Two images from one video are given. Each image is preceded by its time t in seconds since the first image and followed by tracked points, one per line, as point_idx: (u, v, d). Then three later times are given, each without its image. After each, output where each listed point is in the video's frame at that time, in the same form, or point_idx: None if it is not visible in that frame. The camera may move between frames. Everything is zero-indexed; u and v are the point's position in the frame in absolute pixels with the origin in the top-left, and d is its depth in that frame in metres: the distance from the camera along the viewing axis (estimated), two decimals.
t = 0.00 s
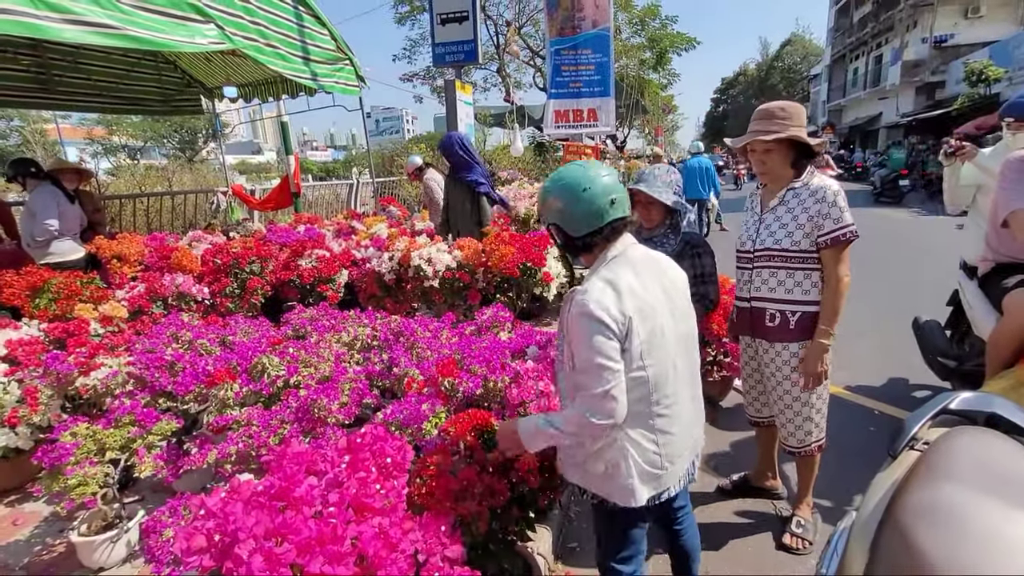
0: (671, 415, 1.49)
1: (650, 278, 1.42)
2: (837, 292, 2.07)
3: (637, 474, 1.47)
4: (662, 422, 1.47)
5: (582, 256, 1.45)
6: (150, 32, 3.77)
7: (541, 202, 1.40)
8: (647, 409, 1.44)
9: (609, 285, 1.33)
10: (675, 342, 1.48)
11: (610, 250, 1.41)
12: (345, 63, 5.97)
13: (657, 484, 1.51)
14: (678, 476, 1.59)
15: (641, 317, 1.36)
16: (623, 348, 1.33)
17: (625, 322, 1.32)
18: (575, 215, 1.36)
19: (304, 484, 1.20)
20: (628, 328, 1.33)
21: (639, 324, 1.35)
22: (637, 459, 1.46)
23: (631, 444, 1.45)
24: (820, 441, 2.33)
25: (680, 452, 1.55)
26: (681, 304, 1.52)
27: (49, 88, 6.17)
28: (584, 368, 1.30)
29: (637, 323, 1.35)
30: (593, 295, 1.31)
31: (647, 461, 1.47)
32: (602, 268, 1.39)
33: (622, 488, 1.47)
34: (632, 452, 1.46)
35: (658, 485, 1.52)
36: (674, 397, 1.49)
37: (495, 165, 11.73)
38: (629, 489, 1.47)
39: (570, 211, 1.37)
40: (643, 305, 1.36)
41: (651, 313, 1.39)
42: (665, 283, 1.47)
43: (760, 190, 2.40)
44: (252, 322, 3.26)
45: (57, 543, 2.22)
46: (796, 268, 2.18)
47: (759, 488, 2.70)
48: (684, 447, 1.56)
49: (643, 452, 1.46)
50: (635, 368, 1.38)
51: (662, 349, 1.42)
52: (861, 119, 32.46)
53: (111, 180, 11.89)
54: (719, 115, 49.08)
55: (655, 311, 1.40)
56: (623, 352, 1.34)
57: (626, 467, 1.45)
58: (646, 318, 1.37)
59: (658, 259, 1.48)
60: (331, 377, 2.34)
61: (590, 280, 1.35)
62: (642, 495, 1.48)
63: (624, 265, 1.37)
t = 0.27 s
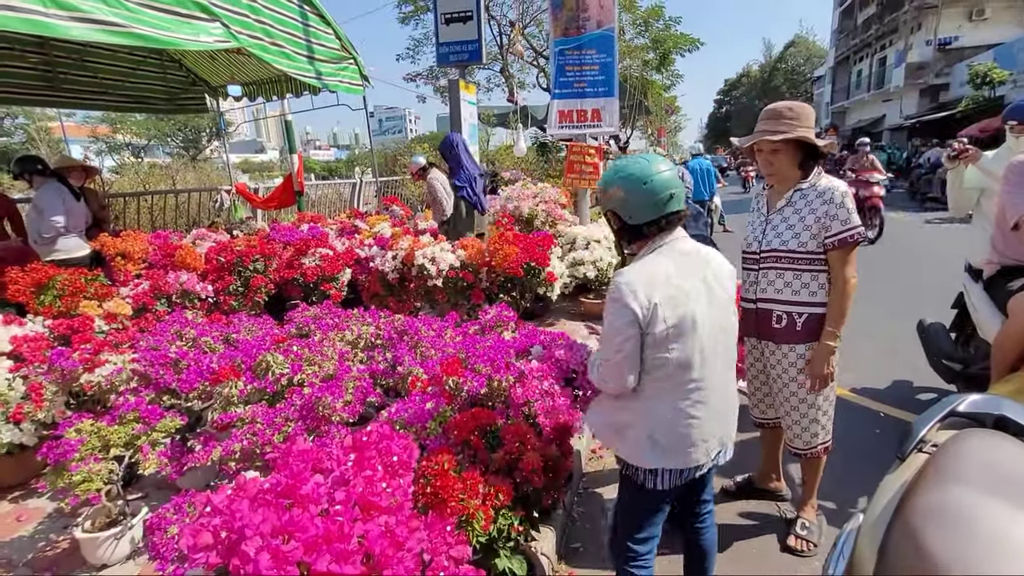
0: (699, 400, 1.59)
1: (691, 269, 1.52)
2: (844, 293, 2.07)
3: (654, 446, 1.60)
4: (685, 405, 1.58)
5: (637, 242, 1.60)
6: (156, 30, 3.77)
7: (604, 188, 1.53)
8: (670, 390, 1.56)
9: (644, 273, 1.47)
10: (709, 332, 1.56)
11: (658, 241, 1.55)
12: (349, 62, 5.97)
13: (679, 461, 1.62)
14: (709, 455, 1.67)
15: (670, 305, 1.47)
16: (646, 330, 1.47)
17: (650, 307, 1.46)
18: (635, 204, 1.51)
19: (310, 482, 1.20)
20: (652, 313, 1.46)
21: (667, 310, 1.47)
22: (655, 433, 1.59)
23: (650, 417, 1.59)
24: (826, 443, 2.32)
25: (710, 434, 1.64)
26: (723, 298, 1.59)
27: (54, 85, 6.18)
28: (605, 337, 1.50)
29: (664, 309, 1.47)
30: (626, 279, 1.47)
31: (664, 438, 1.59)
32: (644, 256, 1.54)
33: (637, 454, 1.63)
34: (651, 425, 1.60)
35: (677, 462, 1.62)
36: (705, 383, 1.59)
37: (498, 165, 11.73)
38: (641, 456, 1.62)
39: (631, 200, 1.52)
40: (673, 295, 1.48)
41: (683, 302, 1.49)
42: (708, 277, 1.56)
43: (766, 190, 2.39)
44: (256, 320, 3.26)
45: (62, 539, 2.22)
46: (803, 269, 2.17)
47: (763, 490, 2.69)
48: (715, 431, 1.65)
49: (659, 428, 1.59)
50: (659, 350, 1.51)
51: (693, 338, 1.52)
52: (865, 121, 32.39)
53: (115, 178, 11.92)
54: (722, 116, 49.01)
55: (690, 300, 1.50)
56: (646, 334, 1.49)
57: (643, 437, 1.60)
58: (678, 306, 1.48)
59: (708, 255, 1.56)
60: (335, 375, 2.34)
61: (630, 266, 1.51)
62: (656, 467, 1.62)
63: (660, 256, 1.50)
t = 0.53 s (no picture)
0: (729, 382, 1.69)
1: (725, 259, 1.64)
2: (849, 295, 2.08)
3: (685, 426, 1.69)
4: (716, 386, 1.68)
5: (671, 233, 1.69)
6: (166, 30, 3.80)
7: (655, 180, 1.62)
8: (702, 372, 1.66)
9: (687, 260, 1.58)
10: (742, 318, 1.67)
11: (693, 230, 1.66)
12: (355, 62, 5.99)
13: (708, 442, 1.70)
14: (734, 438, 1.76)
15: (710, 290, 1.58)
16: (687, 312, 1.57)
17: (693, 291, 1.56)
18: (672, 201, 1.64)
19: (325, 475, 1.22)
20: (695, 297, 1.57)
21: (708, 295, 1.57)
22: (686, 414, 1.68)
23: (683, 397, 1.68)
24: (831, 444, 2.33)
25: (736, 417, 1.73)
26: (753, 287, 1.71)
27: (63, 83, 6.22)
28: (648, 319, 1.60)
29: (705, 294, 1.57)
30: (671, 265, 1.57)
31: (695, 418, 1.68)
32: (684, 244, 1.64)
33: (667, 435, 1.71)
34: (682, 406, 1.68)
35: (705, 443, 1.71)
36: (735, 367, 1.69)
37: (502, 165, 11.75)
38: (672, 433, 1.70)
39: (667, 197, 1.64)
40: (714, 281, 1.58)
41: (721, 287, 1.60)
42: (742, 266, 1.67)
43: (774, 191, 2.40)
44: (263, 317, 3.29)
45: (73, 532, 2.24)
46: (809, 270, 2.18)
47: (767, 490, 2.70)
48: (741, 414, 1.74)
49: (691, 407, 1.68)
50: (697, 332, 1.61)
51: (728, 322, 1.63)
52: (870, 124, 32.33)
53: (121, 176, 11.98)
54: (726, 118, 48.98)
55: (727, 286, 1.61)
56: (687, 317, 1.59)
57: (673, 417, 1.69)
58: (717, 291, 1.59)
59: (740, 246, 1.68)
60: (343, 372, 2.37)
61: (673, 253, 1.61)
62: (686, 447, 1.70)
63: (701, 245, 1.61)
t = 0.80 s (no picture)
0: (739, 373, 1.79)
1: (732, 255, 1.76)
2: (850, 299, 2.12)
3: (704, 415, 1.76)
4: (730, 377, 1.77)
5: (680, 233, 1.78)
6: (181, 33, 3.87)
7: (667, 185, 1.71)
8: (718, 361, 1.75)
9: (699, 254, 1.68)
10: (748, 311, 1.79)
11: (701, 229, 1.77)
12: (364, 65, 6.05)
13: (724, 429, 1.79)
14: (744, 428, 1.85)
15: (722, 284, 1.68)
16: (705, 304, 1.67)
17: (709, 283, 1.66)
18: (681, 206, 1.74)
19: (346, 466, 1.29)
20: (710, 290, 1.67)
21: (720, 287, 1.68)
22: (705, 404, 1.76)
23: (700, 389, 1.76)
24: (831, 446, 2.38)
25: (746, 406, 1.83)
26: (755, 281, 1.84)
27: (76, 84, 6.30)
28: (671, 315, 1.66)
29: (718, 286, 1.68)
30: (686, 261, 1.66)
31: (715, 407, 1.76)
32: (695, 243, 1.74)
33: (688, 424, 1.78)
34: (700, 396, 1.76)
35: (721, 431, 1.79)
36: (744, 358, 1.80)
37: (507, 168, 11.81)
38: (694, 425, 1.76)
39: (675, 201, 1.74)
40: (724, 275, 1.69)
41: (730, 280, 1.71)
42: (745, 262, 1.80)
43: (778, 197, 2.46)
44: (273, 316, 3.34)
45: (90, 523, 2.30)
46: (811, 275, 2.23)
47: (769, 491, 2.75)
48: (749, 403, 1.84)
49: (710, 398, 1.76)
50: (712, 324, 1.71)
51: (736, 315, 1.74)
52: (874, 130, 32.35)
53: (129, 175, 12.08)
54: (730, 122, 49.00)
55: (735, 279, 1.73)
56: (703, 309, 1.68)
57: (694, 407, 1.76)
58: (726, 283, 1.70)
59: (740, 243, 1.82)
60: (354, 370, 2.42)
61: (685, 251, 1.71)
62: (707, 435, 1.77)
63: (710, 242, 1.72)
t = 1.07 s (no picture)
0: (729, 373, 1.86)
1: (719, 259, 1.82)
2: (847, 305, 2.16)
3: (694, 413, 1.84)
4: (720, 377, 1.84)
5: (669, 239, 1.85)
6: (192, 35, 3.93)
7: (656, 195, 1.80)
8: (707, 361, 1.82)
9: (685, 260, 1.75)
10: (737, 313, 1.85)
11: (690, 235, 1.83)
12: (370, 68, 6.11)
13: (716, 426, 1.86)
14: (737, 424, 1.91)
15: (709, 288, 1.75)
16: (692, 307, 1.73)
17: (695, 289, 1.73)
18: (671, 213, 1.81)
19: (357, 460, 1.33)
20: (697, 294, 1.73)
21: (707, 291, 1.74)
22: (694, 401, 1.83)
23: (690, 388, 1.83)
24: (829, 449, 2.41)
25: (738, 404, 1.89)
26: (744, 284, 1.89)
27: (85, 84, 6.36)
28: (659, 319, 1.73)
29: (704, 290, 1.75)
30: (673, 267, 1.73)
31: (704, 406, 1.83)
32: (683, 249, 1.80)
33: (678, 422, 1.85)
34: (690, 394, 1.84)
35: (713, 427, 1.86)
36: (734, 359, 1.86)
37: (511, 171, 11.87)
38: (685, 424, 1.84)
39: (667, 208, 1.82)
40: (710, 280, 1.76)
41: (717, 284, 1.77)
42: (734, 265, 1.86)
43: (777, 204, 2.50)
44: (279, 315, 3.38)
45: (99, 517, 2.33)
46: (810, 281, 2.27)
47: (768, 493, 2.78)
48: (742, 402, 1.90)
49: (699, 397, 1.83)
50: (700, 327, 1.78)
51: (725, 317, 1.81)
52: (876, 136, 32.39)
53: (134, 174, 12.15)
54: (733, 128, 49.05)
55: (722, 283, 1.79)
56: (691, 313, 1.75)
57: (684, 405, 1.83)
58: (713, 287, 1.77)
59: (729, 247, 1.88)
60: (360, 369, 2.46)
61: (673, 257, 1.78)
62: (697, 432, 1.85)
63: (697, 248, 1.79)
